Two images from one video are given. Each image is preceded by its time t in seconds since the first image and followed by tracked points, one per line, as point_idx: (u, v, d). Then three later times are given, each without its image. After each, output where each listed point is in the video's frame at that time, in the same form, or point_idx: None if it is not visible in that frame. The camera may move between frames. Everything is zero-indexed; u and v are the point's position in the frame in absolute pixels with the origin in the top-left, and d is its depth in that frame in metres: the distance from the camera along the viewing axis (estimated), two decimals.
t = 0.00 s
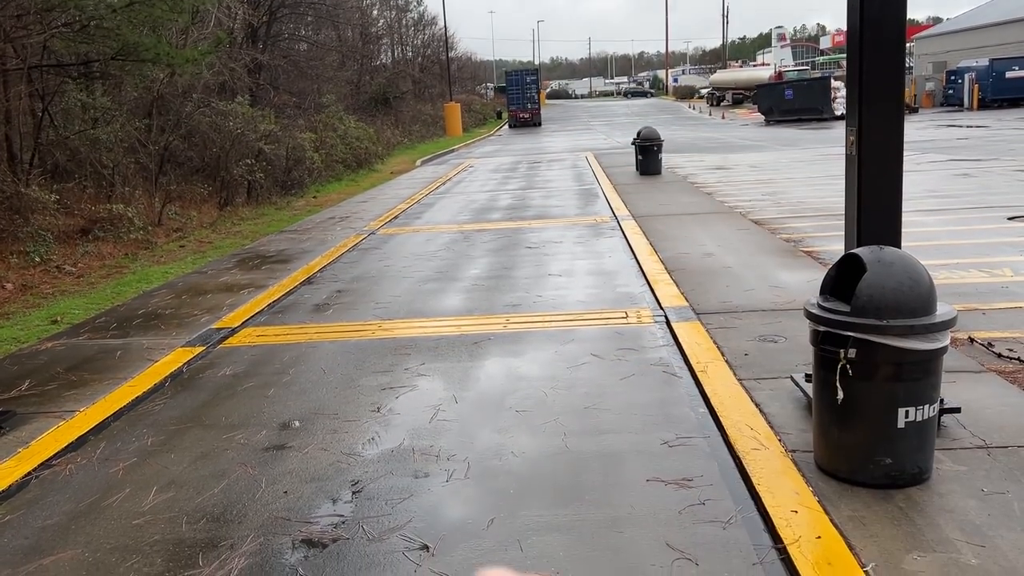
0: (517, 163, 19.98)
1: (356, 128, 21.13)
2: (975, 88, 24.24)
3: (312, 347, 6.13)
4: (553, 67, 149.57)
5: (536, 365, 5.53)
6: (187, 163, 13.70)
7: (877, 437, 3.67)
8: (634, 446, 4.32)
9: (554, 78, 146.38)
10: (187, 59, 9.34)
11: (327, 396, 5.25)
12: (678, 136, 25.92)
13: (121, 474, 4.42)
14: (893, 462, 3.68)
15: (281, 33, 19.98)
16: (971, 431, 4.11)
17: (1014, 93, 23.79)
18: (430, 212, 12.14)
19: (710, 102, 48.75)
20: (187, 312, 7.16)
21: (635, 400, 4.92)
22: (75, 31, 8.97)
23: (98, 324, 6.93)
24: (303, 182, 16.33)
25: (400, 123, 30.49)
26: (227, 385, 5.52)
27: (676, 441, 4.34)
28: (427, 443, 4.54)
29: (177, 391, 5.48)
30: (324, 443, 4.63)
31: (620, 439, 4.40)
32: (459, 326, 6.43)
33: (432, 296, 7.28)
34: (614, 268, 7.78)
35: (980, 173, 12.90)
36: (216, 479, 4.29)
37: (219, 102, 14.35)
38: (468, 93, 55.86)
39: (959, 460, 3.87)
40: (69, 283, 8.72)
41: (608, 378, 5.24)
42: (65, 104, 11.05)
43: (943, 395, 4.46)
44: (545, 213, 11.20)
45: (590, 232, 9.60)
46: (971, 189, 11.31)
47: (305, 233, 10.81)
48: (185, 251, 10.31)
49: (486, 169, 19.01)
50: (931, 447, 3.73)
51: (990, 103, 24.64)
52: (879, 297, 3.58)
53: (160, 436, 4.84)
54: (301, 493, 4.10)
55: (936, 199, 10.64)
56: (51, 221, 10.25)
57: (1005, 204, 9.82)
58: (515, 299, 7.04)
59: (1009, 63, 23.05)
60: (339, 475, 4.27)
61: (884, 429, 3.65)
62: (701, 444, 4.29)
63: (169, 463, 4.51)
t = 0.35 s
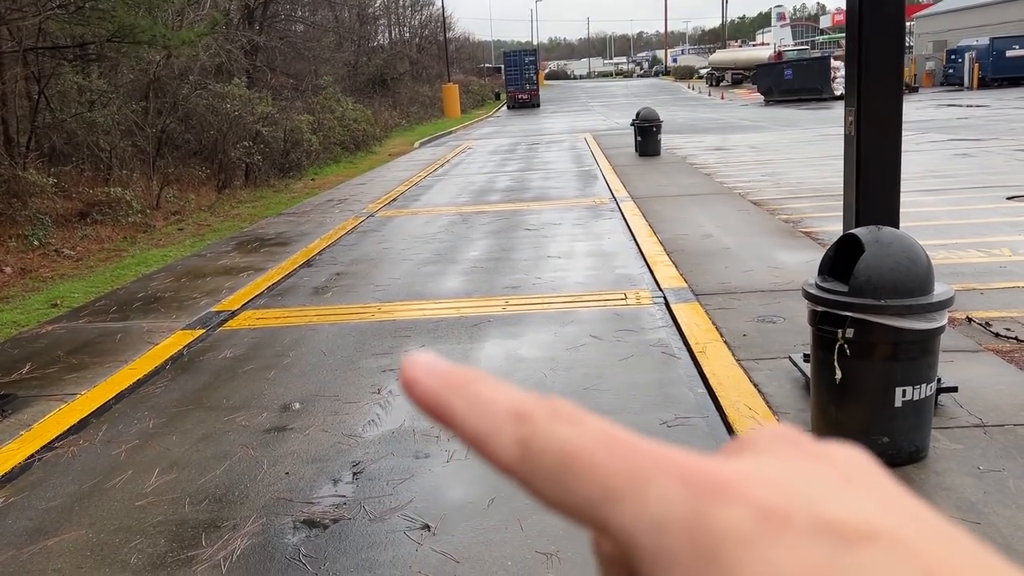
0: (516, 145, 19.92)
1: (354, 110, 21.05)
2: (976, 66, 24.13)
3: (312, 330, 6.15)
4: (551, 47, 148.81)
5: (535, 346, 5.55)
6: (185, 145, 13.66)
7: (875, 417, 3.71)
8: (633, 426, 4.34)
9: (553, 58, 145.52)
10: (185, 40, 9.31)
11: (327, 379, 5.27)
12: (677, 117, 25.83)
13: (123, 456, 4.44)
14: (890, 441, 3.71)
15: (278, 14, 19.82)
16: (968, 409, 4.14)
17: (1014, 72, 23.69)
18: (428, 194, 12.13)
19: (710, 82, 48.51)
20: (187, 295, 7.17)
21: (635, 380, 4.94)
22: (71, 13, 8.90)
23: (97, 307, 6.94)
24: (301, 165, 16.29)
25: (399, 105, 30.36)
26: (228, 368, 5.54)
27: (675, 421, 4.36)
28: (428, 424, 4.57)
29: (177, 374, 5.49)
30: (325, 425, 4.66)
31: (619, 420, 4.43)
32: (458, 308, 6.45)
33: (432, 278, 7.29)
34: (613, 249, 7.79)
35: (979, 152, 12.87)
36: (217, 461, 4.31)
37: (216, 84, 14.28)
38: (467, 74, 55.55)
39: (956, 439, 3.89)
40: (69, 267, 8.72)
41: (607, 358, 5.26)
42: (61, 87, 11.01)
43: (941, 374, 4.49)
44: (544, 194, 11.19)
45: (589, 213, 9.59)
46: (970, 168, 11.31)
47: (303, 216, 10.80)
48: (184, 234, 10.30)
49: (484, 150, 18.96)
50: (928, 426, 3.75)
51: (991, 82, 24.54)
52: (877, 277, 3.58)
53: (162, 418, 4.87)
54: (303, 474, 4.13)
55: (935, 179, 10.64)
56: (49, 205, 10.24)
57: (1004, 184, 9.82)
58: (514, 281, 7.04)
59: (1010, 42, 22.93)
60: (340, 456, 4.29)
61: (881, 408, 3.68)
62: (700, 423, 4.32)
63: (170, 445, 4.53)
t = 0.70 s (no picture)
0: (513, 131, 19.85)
1: (351, 97, 20.95)
2: (975, 51, 24.01)
3: (311, 318, 6.16)
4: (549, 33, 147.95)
5: (533, 333, 5.56)
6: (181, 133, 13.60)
7: (872, 401, 3.73)
8: (631, 412, 4.37)
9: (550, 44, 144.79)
10: (180, 27, 9.23)
11: (327, 366, 5.28)
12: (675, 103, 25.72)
13: (123, 444, 4.46)
14: (887, 425, 3.73)
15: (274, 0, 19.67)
16: (965, 394, 4.16)
17: (1013, 57, 23.57)
18: (426, 181, 12.10)
19: (709, 67, 48.21)
20: (185, 283, 7.17)
21: (633, 366, 4.96)
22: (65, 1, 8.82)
23: (96, 296, 6.93)
24: (298, 152, 16.23)
25: (395, 91, 30.18)
26: (227, 355, 5.55)
27: (673, 407, 4.39)
28: (427, 411, 4.59)
29: (177, 361, 5.51)
30: (325, 412, 4.67)
31: (618, 405, 4.46)
32: (456, 295, 6.46)
33: (430, 265, 7.30)
34: (611, 236, 7.79)
35: (979, 138, 12.84)
36: (218, 448, 4.33)
37: (213, 72, 14.21)
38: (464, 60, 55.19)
39: (952, 424, 3.91)
40: (66, 256, 8.70)
41: (605, 345, 5.28)
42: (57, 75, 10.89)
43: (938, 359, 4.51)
44: (542, 182, 11.17)
45: (588, 200, 9.59)
46: (969, 153, 11.29)
47: (301, 204, 10.78)
48: (182, 222, 10.28)
49: (482, 137, 18.89)
50: (925, 410, 3.77)
51: (990, 67, 24.43)
52: (875, 263, 3.61)
53: (162, 406, 4.88)
54: (303, 461, 4.15)
55: (934, 164, 10.63)
56: (46, 193, 10.22)
57: (1003, 169, 9.80)
58: (513, 269, 7.05)
59: (1009, 26, 22.81)
60: (340, 443, 4.32)
61: (879, 392, 3.70)
62: (699, 409, 4.34)
63: (170, 433, 4.54)
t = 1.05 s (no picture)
0: (510, 125, 19.83)
1: (346, 90, 20.90)
2: (971, 43, 23.99)
3: (308, 311, 6.16)
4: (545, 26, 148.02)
5: (530, 326, 5.56)
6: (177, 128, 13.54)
7: (869, 392, 3.74)
8: (629, 403, 4.38)
9: (546, 37, 144.56)
10: (175, 21, 9.20)
11: (325, 359, 5.29)
12: (672, 95, 25.69)
13: (122, 438, 4.46)
14: (884, 416, 3.75)
15: None
16: (962, 384, 4.17)
17: (1009, 49, 23.54)
18: (423, 175, 12.09)
19: (705, 59, 48.20)
20: (182, 277, 7.16)
21: (632, 359, 4.97)
22: None
23: (93, 291, 6.92)
24: (294, 146, 16.20)
25: (391, 85, 30.11)
26: (225, 349, 5.55)
27: (670, 399, 4.40)
28: (425, 404, 4.60)
29: (174, 355, 5.50)
30: (323, 405, 4.68)
31: (616, 397, 4.46)
32: (453, 288, 6.46)
33: (428, 258, 7.29)
34: (608, 228, 7.80)
35: (975, 129, 12.84)
36: (216, 442, 4.33)
37: (208, 65, 14.14)
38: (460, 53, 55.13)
39: (949, 414, 3.93)
40: (63, 251, 8.68)
41: (603, 337, 5.29)
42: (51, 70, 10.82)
43: (935, 350, 4.52)
44: (539, 175, 11.17)
45: (584, 193, 9.59)
46: (965, 145, 11.30)
47: (297, 198, 10.76)
48: (178, 217, 10.26)
49: (478, 131, 18.86)
50: (922, 401, 3.79)
51: (986, 58, 24.40)
52: (872, 253, 3.61)
53: (160, 400, 4.88)
54: (302, 454, 4.15)
55: (930, 156, 10.64)
56: (42, 187, 10.18)
57: (999, 161, 9.81)
58: (510, 261, 7.05)
59: (1005, 18, 22.78)
60: (338, 436, 4.32)
61: (876, 382, 3.72)
62: (696, 400, 4.35)
63: (169, 427, 4.54)
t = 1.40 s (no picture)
0: (505, 125, 19.83)
1: (341, 90, 20.88)
2: (965, 42, 24.02)
3: (305, 312, 6.15)
4: (540, 26, 147.97)
5: (528, 326, 5.57)
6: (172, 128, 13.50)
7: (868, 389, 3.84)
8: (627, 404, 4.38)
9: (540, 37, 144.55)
10: (171, 21, 9.18)
11: (322, 360, 5.28)
12: (667, 95, 25.71)
13: (119, 439, 4.45)
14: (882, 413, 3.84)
15: None
16: (958, 383, 4.18)
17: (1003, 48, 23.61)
18: (419, 175, 12.08)
19: (700, 59, 48.22)
20: (178, 278, 7.15)
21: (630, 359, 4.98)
22: None
23: (89, 292, 6.90)
24: (290, 147, 16.17)
25: (386, 85, 30.09)
26: (221, 350, 5.54)
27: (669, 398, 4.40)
28: (423, 404, 4.60)
29: (171, 357, 5.49)
30: (321, 406, 4.67)
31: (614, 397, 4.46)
32: (451, 288, 6.46)
33: (424, 259, 7.29)
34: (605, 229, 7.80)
35: (969, 128, 12.88)
36: (214, 443, 4.32)
37: (203, 66, 14.12)
38: (455, 53, 55.13)
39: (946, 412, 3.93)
40: (58, 252, 8.66)
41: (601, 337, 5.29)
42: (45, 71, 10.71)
43: (932, 348, 4.54)
44: (535, 175, 11.17)
45: (581, 193, 9.60)
46: (959, 144, 11.33)
47: (293, 198, 10.75)
48: (173, 217, 10.24)
49: (474, 131, 18.86)
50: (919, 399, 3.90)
51: (980, 58, 24.47)
52: (869, 254, 3.63)
53: (157, 402, 4.87)
54: (300, 455, 4.15)
55: (924, 155, 10.66)
56: (36, 189, 10.14)
57: (994, 160, 9.84)
58: (507, 262, 7.05)
59: (999, 17, 22.86)
60: (336, 436, 4.32)
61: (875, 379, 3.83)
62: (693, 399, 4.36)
63: (166, 428, 4.53)
